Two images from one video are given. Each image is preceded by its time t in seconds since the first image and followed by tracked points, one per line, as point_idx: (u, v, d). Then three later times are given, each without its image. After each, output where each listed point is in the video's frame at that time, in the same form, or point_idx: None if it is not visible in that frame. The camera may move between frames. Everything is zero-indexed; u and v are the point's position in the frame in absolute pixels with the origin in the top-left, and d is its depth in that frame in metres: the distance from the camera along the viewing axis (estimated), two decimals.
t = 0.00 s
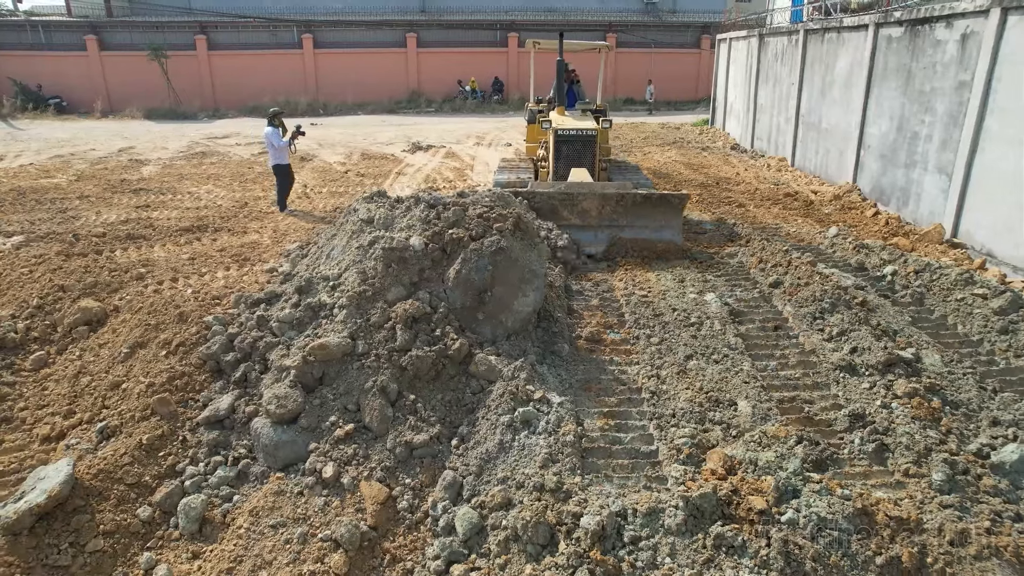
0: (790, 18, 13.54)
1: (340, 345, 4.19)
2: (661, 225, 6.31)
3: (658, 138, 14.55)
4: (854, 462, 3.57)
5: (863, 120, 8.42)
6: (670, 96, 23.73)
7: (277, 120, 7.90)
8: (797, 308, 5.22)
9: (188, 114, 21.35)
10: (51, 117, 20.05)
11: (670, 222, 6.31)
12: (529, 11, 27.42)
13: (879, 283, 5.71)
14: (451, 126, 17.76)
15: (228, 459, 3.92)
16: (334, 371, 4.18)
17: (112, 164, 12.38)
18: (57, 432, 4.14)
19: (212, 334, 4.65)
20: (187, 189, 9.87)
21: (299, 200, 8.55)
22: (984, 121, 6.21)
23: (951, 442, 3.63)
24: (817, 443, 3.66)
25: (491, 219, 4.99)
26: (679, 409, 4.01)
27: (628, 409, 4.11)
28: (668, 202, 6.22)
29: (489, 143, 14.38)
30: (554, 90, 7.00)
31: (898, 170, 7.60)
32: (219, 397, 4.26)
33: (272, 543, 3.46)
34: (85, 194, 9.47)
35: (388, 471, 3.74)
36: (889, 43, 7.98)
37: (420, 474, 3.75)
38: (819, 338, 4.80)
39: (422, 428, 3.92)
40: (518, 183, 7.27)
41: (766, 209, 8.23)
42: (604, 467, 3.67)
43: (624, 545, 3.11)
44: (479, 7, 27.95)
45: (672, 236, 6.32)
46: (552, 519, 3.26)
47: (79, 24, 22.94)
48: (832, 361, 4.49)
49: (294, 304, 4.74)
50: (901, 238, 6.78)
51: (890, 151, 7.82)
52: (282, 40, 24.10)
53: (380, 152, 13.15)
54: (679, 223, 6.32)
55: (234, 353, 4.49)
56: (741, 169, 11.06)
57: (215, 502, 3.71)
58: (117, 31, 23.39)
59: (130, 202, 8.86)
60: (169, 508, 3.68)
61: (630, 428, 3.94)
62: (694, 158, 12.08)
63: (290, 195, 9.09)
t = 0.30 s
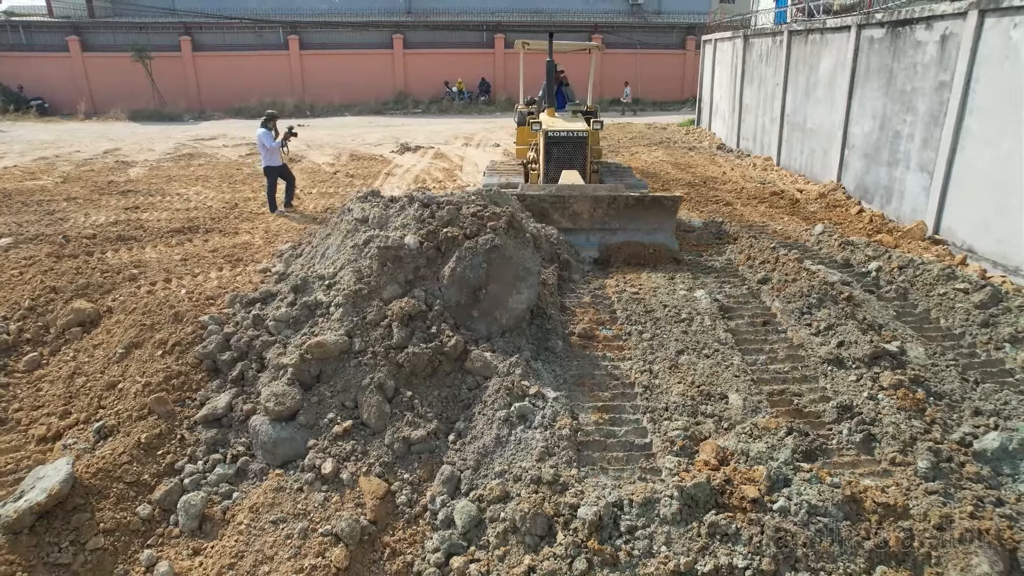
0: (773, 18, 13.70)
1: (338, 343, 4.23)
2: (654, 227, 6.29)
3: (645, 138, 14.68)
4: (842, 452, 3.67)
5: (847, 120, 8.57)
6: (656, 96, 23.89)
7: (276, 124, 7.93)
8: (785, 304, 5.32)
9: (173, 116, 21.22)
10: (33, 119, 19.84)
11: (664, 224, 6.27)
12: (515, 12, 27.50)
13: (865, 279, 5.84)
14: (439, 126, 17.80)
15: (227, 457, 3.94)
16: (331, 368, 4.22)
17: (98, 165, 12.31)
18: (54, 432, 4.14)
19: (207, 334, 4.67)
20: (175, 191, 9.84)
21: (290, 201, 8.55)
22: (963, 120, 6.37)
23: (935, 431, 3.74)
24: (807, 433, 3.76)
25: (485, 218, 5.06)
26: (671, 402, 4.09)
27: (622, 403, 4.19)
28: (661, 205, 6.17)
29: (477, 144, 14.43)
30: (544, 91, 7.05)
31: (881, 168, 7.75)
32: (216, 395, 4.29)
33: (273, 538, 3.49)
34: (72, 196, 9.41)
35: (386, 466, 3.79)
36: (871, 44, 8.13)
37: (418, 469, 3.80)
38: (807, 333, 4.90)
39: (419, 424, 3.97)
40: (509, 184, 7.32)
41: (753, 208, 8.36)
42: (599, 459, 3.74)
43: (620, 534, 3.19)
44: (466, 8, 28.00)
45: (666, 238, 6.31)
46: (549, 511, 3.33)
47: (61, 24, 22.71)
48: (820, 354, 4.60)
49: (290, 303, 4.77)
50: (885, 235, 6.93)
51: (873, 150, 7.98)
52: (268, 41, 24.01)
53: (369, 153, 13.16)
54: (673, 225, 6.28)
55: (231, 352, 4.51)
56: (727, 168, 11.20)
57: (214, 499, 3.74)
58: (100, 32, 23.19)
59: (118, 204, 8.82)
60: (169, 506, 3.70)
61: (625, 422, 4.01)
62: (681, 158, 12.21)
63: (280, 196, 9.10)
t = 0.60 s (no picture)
0: (771, 19, 13.80)
1: (345, 337, 4.32)
2: (654, 230, 6.35)
3: (644, 138, 14.78)
4: (838, 442, 3.77)
5: (843, 119, 8.68)
6: (654, 96, 24.01)
7: (285, 125, 8.00)
8: (782, 300, 5.42)
9: (173, 116, 21.28)
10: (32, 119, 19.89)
11: (664, 226, 6.35)
12: (514, 12, 27.61)
13: (861, 275, 5.95)
14: (438, 126, 17.88)
15: (237, 449, 4.03)
16: (339, 362, 4.31)
17: (99, 165, 12.37)
18: (66, 425, 4.23)
19: (216, 329, 4.76)
20: (178, 190, 9.91)
21: (294, 200, 8.63)
22: (957, 119, 6.47)
23: (929, 422, 3.83)
24: (804, 425, 3.85)
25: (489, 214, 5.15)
26: (672, 395, 4.19)
27: (623, 396, 4.28)
28: (662, 206, 6.27)
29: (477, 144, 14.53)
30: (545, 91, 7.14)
31: (877, 167, 7.86)
32: (225, 388, 4.37)
33: (284, 527, 3.58)
34: (76, 195, 9.49)
35: (394, 457, 3.88)
36: (866, 45, 8.24)
37: (425, 460, 3.89)
38: (804, 327, 5.01)
39: (425, 416, 4.06)
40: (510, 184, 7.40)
41: (750, 206, 8.46)
42: (601, 450, 3.83)
43: (622, 521, 3.28)
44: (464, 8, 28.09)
45: (666, 241, 6.35)
46: (554, 499, 3.42)
47: (60, 24, 22.75)
48: (817, 348, 4.69)
49: (297, 298, 4.86)
50: (881, 233, 7.04)
51: (869, 149, 8.08)
52: (267, 42, 24.08)
53: (369, 152, 13.24)
54: (673, 227, 6.36)
55: (239, 347, 4.60)
56: (725, 168, 11.30)
57: (225, 490, 3.83)
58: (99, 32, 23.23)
59: (122, 203, 8.90)
60: (181, 496, 3.79)
61: (626, 414, 4.10)
62: (679, 157, 12.32)
63: (283, 195, 9.18)
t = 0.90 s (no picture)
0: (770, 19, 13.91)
1: (353, 330, 4.42)
2: (657, 232, 6.35)
3: (644, 137, 14.89)
4: (834, 432, 3.86)
5: (841, 118, 8.79)
6: (654, 96, 24.11)
7: (300, 123, 8.11)
8: (780, 295, 5.52)
9: (175, 115, 21.39)
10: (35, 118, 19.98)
11: (666, 228, 6.35)
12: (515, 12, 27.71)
13: (858, 271, 6.05)
14: (439, 126, 17.98)
15: (247, 439, 4.12)
16: (347, 354, 4.41)
17: (104, 164, 12.46)
18: (80, 416, 4.32)
19: (225, 322, 4.85)
20: (183, 188, 10.00)
21: (298, 199, 8.72)
22: (953, 118, 6.57)
23: (923, 412, 3.93)
24: (801, 415, 3.95)
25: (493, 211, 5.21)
26: (672, 386, 4.29)
27: (624, 388, 4.38)
28: (665, 208, 6.27)
29: (478, 143, 14.64)
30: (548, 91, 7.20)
31: (874, 165, 7.96)
32: (235, 380, 4.47)
33: (295, 513, 3.67)
34: (82, 193, 9.60)
35: (401, 446, 3.98)
36: (864, 45, 8.34)
37: (431, 449, 3.98)
38: (801, 321, 5.10)
39: (432, 406, 4.16)
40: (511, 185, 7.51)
41: (750, 204, 8.55)
42: (603, 439, 3.93)
43: (624, 506, 3.38)
44: (465, 8, 28.19)
45: (669, 243, 6.34)
46: (557, 485, 3.51)
47: (62, 23, 22.83)
48: (814, 342, 4.80)
49: (305, 292, 4.96)
50: (878, 230, 7.14)
51: (867, 148, 8.18)
52: (269, 41, 24.17)
53: (371, 152, 13.34)
54: (676, 229, 6.37)
55: (249, 340, 4.70)
56: (724, 167, 11.42)
57: (237, 478, 3.92)
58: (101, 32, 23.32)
59: (128, 200, 9.01)
60: (193, 484, 3.88)
61: (628, 404, 4.20)
62: (679, 156, 12.43)
63: (287, 194, 9.28)
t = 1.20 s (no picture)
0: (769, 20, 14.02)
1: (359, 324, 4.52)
2: (659, 235, 6.27)
3: (644, 136, 15.00)
4: (829, 421, 3.97)
5: (839, 117, 8.90)
6: (654, 95, 24.22)
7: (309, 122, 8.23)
8: (777, 289, 5.63)
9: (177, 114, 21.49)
10: (38, 117, 20.07)
11: (668, 231, 6.28)
12: (515, 12, 27.81)
13: (854, 266, 6.16)
14: (440, 125, 18.07)
15: (257, 428, 4.23)
16: (353, 346, 4.52)
17: (108, 162, 12.55)
18: (93, 406, 4.43)
19: (234, 315, 4.96)
20: (187, 186, 10.11)
21: (302, 197, 8.81)
22: (948, 117, 6.68)
23: (915, 402, 4.04)
24: (797, 404, 4.06)
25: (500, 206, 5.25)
26: (671, 376, 4.41)
27: (625, 379, 4.49)
28: (667, 211, 6.19)
29: (478, 142, 14.75)
30: (550, 90, 7.23)
31: (871, 163, 8.07)
32: (245, 371, 4.58)
33: (304, 498, 3.77)
34: (88, 191, 9.71)
35: (407, 435, 4.09)
36: (861, 45, 8.45)
37: (437, 437, 4.09)
38: (797, 315, 5.22)
39: (437, 397, 4.26)
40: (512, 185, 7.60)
41: (748, 202, 8.65)
42: (604, 427, 4.04)
43: (625, 491, 3.49)
44: (466, 8, 28.31)
45: (671, 246, 6.27)
46: (560, 471, 3.62)
47: (64, 23, 22.91)
48: (810, 334, 4.90)
49: (312, 286, 5.07)
50: (874, 227, 7.25)
51: (864, 146, 8.29)
52: (270, 41, 24.27)
53: (373, 151, 13.43)
54: (678, 232, 6.30)
55: (257, 332, 4.80)
56: (723, 165, 11.53)
57: (247, 465, 4.02)
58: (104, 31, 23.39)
59: (133, 198, 9.12)
60: (205, 471, 3.99)
61: (628, 394, 4.31)
62: (679, 155, 12.54)
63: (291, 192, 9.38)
